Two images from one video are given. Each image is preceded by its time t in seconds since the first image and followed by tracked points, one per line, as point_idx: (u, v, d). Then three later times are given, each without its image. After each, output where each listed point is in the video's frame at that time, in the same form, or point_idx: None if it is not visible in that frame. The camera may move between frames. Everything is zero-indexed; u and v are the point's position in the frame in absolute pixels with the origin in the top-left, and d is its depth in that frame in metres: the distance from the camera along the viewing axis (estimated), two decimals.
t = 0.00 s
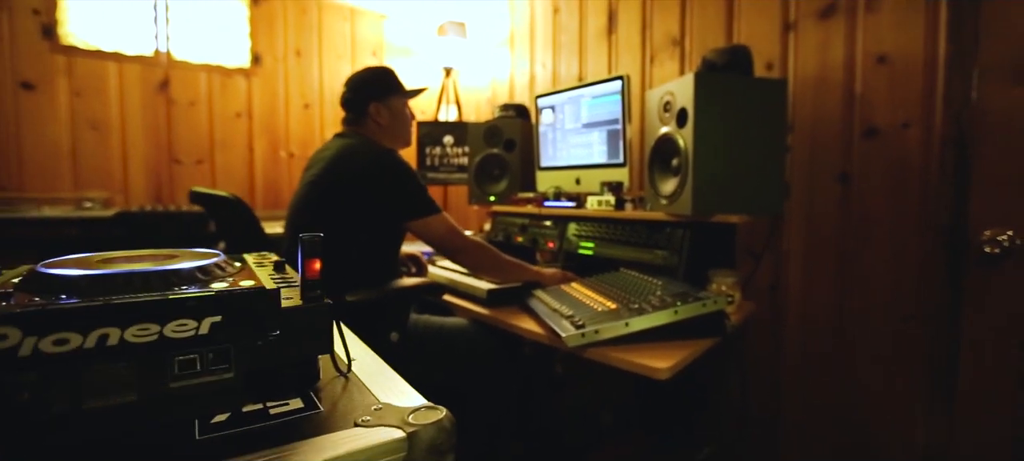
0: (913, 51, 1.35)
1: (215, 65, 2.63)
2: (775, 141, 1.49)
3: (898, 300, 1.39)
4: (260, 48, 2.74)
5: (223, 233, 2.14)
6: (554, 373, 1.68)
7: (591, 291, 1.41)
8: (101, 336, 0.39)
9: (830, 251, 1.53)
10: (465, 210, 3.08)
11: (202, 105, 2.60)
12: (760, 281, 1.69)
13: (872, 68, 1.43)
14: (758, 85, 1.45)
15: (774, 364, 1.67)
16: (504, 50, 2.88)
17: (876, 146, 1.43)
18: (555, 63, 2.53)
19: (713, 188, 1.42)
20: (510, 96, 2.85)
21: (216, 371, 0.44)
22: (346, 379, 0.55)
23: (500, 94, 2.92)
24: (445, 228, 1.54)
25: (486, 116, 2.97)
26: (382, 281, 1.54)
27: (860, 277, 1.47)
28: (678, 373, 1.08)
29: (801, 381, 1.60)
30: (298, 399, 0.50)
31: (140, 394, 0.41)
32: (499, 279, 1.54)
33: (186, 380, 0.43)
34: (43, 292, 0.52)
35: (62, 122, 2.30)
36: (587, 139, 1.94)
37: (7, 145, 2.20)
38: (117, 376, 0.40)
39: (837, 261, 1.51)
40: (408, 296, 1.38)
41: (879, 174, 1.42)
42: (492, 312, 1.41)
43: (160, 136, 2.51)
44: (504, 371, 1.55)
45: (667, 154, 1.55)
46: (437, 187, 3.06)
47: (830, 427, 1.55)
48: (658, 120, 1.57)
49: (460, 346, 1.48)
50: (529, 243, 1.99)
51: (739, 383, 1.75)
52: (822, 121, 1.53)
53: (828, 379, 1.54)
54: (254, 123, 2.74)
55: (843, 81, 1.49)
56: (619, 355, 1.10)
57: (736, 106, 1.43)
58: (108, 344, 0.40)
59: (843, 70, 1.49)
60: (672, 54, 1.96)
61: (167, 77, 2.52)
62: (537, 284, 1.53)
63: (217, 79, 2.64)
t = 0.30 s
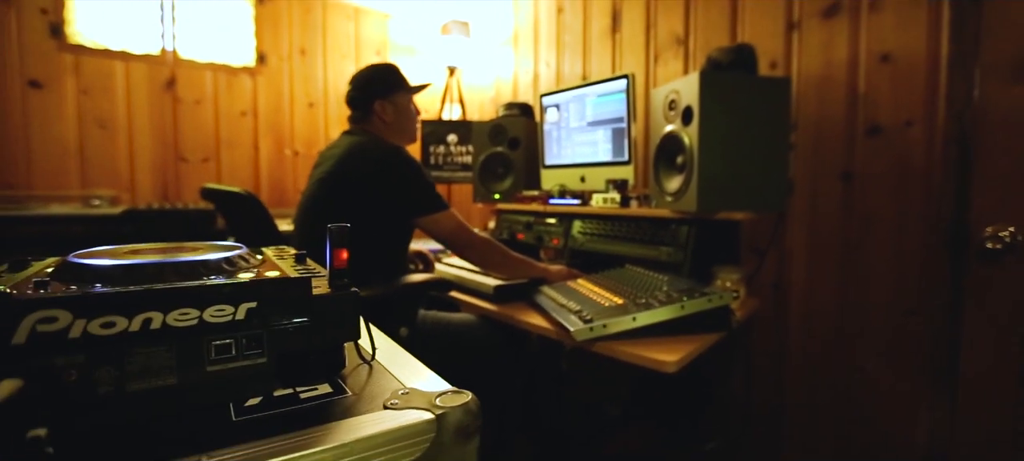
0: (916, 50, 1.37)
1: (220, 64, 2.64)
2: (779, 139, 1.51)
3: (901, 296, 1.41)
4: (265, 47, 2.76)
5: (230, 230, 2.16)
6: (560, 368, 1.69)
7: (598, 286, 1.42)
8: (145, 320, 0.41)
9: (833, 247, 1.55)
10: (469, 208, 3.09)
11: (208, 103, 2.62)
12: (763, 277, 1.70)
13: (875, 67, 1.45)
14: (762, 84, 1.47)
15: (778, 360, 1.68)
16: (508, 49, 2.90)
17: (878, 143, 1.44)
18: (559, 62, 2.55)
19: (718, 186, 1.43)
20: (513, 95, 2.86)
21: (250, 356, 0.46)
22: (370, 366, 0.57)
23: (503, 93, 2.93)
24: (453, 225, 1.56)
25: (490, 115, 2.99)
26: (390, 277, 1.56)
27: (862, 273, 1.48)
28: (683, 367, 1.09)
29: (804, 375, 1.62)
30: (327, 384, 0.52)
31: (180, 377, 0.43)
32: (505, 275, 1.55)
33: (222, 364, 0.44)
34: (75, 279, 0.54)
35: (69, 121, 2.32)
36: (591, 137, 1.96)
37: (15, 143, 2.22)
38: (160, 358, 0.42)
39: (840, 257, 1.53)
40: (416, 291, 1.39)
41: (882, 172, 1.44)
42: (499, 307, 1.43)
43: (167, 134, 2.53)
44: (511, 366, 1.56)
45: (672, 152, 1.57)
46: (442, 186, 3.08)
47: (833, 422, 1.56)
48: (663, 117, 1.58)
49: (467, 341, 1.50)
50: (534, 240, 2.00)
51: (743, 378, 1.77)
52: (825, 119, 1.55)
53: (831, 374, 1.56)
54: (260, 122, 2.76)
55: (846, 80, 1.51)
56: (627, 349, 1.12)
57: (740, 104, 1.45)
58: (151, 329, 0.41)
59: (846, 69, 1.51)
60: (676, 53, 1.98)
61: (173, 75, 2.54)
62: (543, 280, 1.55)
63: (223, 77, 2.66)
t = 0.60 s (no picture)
0: (920, 48, 1.37)
1: (224, 63, 2.65)
2: (784, 136, 1.51)
3: (905, 293, 1.42)
4: (269, 46, 2.77)
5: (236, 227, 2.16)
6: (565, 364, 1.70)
7: (603, 283, 1.43)
8: (173, 306, 0.42)
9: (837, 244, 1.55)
10: (473, 206, 3.10)
11: (212, 102, 2.63)
12: (767, 274, 1.71)
13: (879, 64, 1.45)
14: (766, 81, 1.48)
15: (781, 356, 1.69)
16: (511, 48, 2.90)
17: (882, 141, 1.45)
18: (562, 60, 2.56)
19: (723, 183, 1.44)
20: (516, 93, 2.87)
21: (273, 344, 0.46)
22: (387, 356, 0.58)
23: (507, 92, 2.94)
24: (459, 222, 1.56)
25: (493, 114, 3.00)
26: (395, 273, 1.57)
27: (866, 269, 1.49)
28: (692, 360, 1.11)
29: (808, 371, 1.63)
30: (347, 372, 0.53)
31: (206, 363, 0.43)
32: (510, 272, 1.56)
33: (246, 351, 0.45)
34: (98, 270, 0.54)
35: (74, 119, 2.33)
36: (596, 135, 1.97)
37: (20, 141, 2.22)
38: (185, 345, 0.43)
39: (844, 254, 1.54)
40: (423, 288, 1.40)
41: (886, 168, 1.44)
42: (505, 303, 1.43)
43: (172, 133, 2.54)
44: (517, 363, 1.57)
45: (677, 150, 1.58)
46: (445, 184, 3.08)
47: (836, 418, 1.57)
48: (668, 115, 1.59)
49: (474, 337, 1.51)
50: (538, 238, 2.01)
51: (747, 375, 1.78)
52: (829, 117, 1.56)
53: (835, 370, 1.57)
54: (263, 121, 2.77)
55: (850, 77, 1.51)
56: (634, 344, 1.13)
57: (745, 101, 1.45)
58: (179, 315, 0.42)
59: (850, 67, 1.51)
60: (680, 52, 1.99)
61: (178, 74, 2.55)
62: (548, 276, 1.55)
63: (227, 76, 2.66)
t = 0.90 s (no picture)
0: (925, 45, 1.38)
1: (229, 61, 2.65)
2: (790, 133, 1.52)
3: (911, 288, 1.42)
4: (274, 44, 2.77)
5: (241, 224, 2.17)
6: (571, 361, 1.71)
7: (610, 279, 1.44)
8: (201, 293, 0.42)
9: (843, 241, 1.56)
10: (478, 205, 3.11)
11: (217, 100, 2.63)
12: (773, 271, 1.72)
13: (885, 61, 1.46)
14: (773, 78, 1.48)
15: (786, 352, 1.70)
16: (515, 47, 2.91)
17: (888, 137, 1.46)
18: (566, 59, 2.56)
19: (729, 179, 1.45)
20: (520, 92, 2.87)
21: (296, 332, 0.47)
22: (406, 347, 0.58)
23: (511, 91, 2.94)
24: (465, 219, 1.57)
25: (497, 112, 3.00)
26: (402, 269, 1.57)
27: (872, 266, 1.50)
28: (699, 356, 1.10)
29: (814, 368, 1.63)
30: (368, 362, 0.53)
31: (231, 351, 0.44)
32: (516, 268, 1.56)
33: (271, 340, 0.46)
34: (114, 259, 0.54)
35: (79, 117, 2.34)
36: (601, 133, 1.97)
37: (27, 138, 2.23)
38: (212, 332, 0.43)
39: (849, 250, 1.54)
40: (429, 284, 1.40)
41: (892, 164, 1.45)
42: (511, 300, 1.44)
43: (177, 132, 2.54)
44: (523, 359, 1.57)
45: (683, 147, 1.58)
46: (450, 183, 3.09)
47: (842, 414, 1.58)
48: (674, 112, 1.60)
49: (480, 333, 1.51)
50: (543, 236, 2.01)
51: (752, 371, 1.79)
52: (834, 114, 1.56)
53: (840, 366, 1.57)
54: (268, 119, 2.77)
55: (856, 74, 1.52)
56: (642, 339, 1.13)
57: (751, 98, 1.46)
58: (207, 302, 0.43)
59: (856, 64, 1.52)
60: (685, 50, 1.99)
61: (183, 72, 2.55)
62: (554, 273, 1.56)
63: (232, 74, 2.67)
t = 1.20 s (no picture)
0: (934, 42, 1.38)
1: (235, 60, 2.66)
2: (797, 130, 1.52)
3: (919, 285, 1.42)
4: (279, 43, 2.78)
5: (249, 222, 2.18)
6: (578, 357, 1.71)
7: (619, 276, 1.44)
8: (233, 282, 0.43)
9: (850, 238, 1.56)
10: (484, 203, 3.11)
11: (223, 99, 2.64)
12: (780, 268, 1.72)
13: (892, 59, 1.46)
14: (781, 76, 1.48)
15: (794, 349, 1.70)
16: (520, 46, 2.91)
17: (895, 135, 1.46)
18: (572, 57, 2.56)
19: (736, 176, 1.45)
20: (526, 91, 2.88)
21: (324, 322, 0.47)
22: (428, 338, 0.59)
23: (516, 89, 2.95)
24: (474, 216, 1.58)
25: (502, 111, 3.01)
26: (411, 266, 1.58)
27: (880, 263, 1.50)
28: (710, 351, 1.11)
29: (822, 366, 1.63)
30: (392, 353, 0.54)
31: (261, 340, 0.44)
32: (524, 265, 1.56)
33: (299, 329, 0.46)
34: (139, 252, 0.53)
35: (87, 116, 2.35)
36: (607, 131, 1.98)
37: (35, 137, 2.25)
38: (243, 321, 0.44)
39: (857, 248, 1.55)
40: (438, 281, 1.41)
41: (900, 161, 1.45)
42: (520, 297, 1.44)
43: (184, 131, 2.55)
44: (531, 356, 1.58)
45: (690, 145, 1.59)
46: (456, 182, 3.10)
47: (849, 411, 1.58)
48: (681, 110, 1.60)
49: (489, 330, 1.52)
50: (549, 234, 2.02)
51: (759, 368, 1.79)
52: (842, 111, 1.57)
53: (847, 363, 1.58)
54: (274, 117, 2.78)
55: (863, 72, 1.52)
56: (653, 335, 1.14)
57: (759, 96, 1.46)
58: (239, 290, 0.43)
59: (863, 61, 1.52)
60: (691, 48, 2.00)
61: (189, 71, 2.56)
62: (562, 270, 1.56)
63: (238, 73, 2.68)
